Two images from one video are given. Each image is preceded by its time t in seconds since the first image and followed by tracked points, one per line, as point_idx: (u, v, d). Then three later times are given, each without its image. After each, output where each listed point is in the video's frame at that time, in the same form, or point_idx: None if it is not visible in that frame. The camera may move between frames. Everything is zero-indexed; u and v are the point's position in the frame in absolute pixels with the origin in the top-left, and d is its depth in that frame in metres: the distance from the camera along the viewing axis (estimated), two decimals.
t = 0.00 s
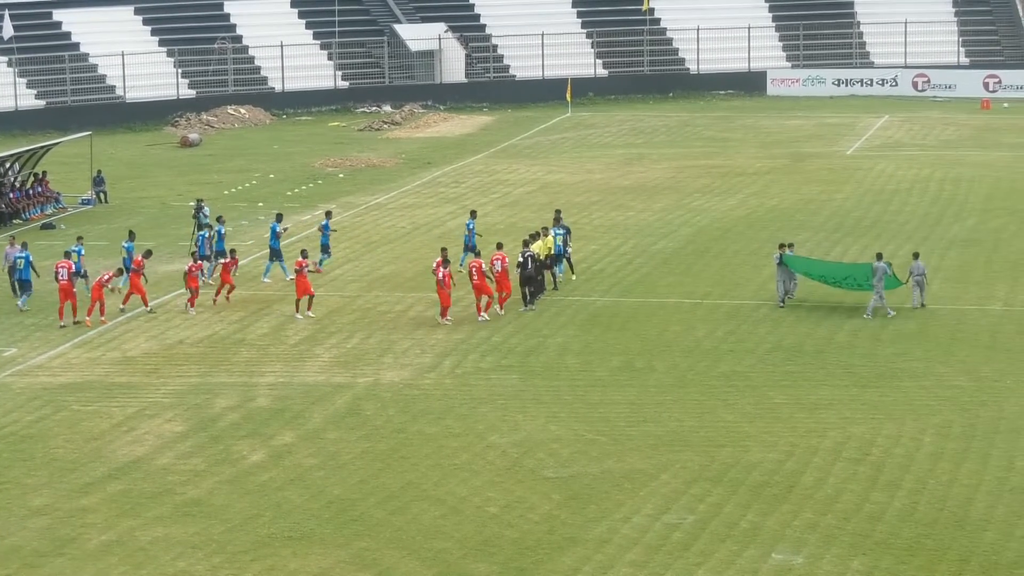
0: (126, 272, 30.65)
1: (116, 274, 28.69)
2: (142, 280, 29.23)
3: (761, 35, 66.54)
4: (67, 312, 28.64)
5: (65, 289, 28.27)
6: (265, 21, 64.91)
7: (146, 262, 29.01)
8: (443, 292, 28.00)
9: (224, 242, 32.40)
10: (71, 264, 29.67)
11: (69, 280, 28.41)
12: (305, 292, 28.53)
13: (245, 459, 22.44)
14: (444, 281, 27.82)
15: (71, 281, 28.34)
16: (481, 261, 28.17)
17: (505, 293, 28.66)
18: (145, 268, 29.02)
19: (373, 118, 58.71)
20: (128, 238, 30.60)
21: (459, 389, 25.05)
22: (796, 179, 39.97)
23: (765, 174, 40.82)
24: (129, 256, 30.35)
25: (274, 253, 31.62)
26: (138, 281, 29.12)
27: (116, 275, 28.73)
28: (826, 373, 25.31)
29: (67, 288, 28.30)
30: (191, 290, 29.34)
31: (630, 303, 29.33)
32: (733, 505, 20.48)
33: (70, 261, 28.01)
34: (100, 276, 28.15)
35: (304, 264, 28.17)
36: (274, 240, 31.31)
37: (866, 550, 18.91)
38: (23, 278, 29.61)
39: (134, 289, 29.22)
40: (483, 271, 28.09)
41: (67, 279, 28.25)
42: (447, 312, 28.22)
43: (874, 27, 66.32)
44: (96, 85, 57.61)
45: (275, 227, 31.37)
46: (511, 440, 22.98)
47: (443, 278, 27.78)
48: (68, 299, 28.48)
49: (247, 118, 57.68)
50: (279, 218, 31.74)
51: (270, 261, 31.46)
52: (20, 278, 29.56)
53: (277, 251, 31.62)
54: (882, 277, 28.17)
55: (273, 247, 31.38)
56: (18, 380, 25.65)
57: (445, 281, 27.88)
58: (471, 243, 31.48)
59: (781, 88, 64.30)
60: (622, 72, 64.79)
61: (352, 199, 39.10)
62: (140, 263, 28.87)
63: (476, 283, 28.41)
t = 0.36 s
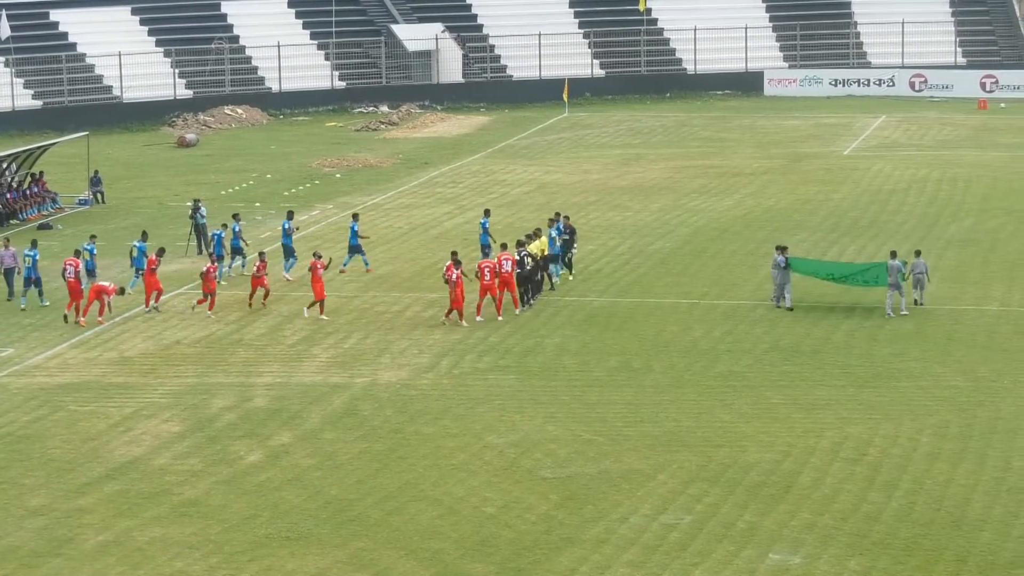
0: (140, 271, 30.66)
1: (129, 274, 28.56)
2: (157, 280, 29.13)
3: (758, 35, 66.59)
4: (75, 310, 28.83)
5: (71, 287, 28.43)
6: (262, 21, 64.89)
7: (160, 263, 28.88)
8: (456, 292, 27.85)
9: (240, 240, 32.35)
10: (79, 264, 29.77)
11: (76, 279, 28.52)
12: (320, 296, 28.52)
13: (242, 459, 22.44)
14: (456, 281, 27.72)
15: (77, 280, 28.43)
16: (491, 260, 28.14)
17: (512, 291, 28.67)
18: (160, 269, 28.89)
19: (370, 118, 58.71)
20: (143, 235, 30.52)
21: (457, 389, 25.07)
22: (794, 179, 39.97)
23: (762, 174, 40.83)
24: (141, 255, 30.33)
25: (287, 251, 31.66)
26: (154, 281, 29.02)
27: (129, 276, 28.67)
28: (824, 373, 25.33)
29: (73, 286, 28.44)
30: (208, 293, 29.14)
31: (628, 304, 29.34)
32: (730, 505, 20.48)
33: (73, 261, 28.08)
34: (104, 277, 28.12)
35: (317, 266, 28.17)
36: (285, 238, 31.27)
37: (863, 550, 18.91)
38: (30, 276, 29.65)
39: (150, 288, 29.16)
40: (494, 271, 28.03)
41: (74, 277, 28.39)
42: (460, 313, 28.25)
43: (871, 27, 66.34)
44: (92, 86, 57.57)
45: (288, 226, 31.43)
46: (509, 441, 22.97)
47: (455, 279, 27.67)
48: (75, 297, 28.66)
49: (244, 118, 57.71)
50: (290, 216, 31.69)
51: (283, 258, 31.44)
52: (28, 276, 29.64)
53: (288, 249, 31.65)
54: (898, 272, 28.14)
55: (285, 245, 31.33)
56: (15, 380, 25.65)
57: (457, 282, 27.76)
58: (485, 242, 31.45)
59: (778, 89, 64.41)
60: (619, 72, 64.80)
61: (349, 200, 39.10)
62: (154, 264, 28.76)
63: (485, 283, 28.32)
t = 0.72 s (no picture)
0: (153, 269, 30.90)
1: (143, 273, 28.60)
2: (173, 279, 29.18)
3: (755, 35, 66.61)
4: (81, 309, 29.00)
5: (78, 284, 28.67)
6: (259, 21, 64.89)
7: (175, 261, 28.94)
8: (463, 292, 27.84)
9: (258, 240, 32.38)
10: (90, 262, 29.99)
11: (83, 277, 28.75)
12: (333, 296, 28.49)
13: (239, 460, 22.44)
14: (465, 281, 27.71)
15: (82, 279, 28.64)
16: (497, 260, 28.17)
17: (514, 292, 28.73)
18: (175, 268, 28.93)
19: (367, 118, 58.71)
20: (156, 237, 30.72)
21: (454, 390, 25.07)
22: (791, 180, 39.97)
23: (759, 175, 40.82)
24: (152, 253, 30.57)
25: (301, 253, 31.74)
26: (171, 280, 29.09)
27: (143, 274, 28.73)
28: (820, 374, 25.34)
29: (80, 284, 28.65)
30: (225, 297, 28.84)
31: (625, 304, 29.35)
32: (727, 505, 20.48)
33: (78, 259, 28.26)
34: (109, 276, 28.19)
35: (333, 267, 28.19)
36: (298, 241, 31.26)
37: (860, 550, 18.91)
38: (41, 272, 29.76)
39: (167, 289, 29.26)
40: (503, 271, 28.10)
41: (80, 275, 28.67)
42: (461, 313, 28.27)
43: (868, 28, 66.35)
44: (89, 86, 57.52)
45: (300, 227, 31.51)
46: (506, 441, 22.97)
47: (464, 279, 27.68)
48: (82, 296, 28.87)
49: (241, 118, 57.72)
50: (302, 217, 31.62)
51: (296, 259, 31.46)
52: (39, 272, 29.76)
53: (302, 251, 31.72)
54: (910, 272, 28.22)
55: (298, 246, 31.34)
56: (12, 381, 25.64)
57: (465, 282, 27.75)
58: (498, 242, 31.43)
59: (775, 89, 64.37)
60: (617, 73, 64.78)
61: (346, 200, 39.10)
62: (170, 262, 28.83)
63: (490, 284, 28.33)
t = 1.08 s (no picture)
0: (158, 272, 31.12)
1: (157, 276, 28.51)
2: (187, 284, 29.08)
3: (751, 36, 66.66)
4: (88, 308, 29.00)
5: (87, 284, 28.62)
6: (255, 22, 64.88)
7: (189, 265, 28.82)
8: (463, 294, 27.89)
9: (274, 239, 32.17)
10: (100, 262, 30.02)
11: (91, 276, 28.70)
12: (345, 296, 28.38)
13: (234, 460, 22.43)
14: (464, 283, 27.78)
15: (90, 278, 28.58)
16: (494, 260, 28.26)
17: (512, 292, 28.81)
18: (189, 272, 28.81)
19: (363, 119, 58.72)
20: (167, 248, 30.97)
21: (449, 390, 25.07)
22: (787, 180, 39.97)
23: (755, 175, 40.82)
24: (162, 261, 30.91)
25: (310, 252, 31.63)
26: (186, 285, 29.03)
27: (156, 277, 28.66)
28: (816, 374, 25.33)
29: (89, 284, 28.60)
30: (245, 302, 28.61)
31: (621, 305, 29.36)
32: (723, 506, 20.48)
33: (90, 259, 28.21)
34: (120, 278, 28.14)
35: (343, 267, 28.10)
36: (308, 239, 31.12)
37: (856, 551, 18.91)
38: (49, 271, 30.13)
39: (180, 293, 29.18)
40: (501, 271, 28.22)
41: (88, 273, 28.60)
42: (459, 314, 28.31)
43: (864, 28, 66.38)
44: (84, 87, 57.50)
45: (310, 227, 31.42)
46: (501, 442, 22.96)
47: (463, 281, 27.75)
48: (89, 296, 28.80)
49: (237, 119, 57.72)
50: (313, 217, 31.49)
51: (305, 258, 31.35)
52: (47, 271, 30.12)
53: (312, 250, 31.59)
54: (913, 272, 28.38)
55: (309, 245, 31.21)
56: (7, 382, 25.62)
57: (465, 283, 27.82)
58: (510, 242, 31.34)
59: (771, 89, 64.36)
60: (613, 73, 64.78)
61: (342, 201, 39.10)
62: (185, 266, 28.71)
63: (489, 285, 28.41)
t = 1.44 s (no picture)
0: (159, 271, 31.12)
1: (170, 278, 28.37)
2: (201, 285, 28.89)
3: (745, 37, 66.70)
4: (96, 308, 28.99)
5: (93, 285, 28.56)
6: (249, 23, 64.83)
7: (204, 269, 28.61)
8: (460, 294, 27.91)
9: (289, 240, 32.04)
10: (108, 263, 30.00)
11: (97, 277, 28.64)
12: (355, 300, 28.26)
13: (228, 462, 22.41)
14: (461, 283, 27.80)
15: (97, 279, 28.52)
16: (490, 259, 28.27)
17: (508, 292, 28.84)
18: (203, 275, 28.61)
19: (357, 121, 58.71)
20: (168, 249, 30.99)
21: (444, 392, 25.06)
22: (781, 181, 39.97)
23: (749, 176, 40.82)
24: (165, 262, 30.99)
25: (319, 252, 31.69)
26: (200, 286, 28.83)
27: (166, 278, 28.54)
28: (810, 375, 25.33)
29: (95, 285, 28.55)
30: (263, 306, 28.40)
31: (616, 306, 29.35)
32: (717, 507, 20.48)
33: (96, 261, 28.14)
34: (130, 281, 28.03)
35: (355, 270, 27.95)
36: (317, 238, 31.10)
37: (850, 552, 18.91)
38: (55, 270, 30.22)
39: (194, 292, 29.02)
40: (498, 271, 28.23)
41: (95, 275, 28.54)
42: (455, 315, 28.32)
43: (858, 30, 66.39)
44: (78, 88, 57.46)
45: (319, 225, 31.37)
46: (495, 443, 22.95)
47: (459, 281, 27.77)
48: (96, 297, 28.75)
49: (231, 120, 57.69)
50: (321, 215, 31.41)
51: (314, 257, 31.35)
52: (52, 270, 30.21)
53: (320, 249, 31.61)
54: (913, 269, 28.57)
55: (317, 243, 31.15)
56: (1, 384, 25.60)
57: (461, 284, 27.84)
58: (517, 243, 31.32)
59: (765, 90, 64.38)
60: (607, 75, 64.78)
61: (336, 202, 39.09)
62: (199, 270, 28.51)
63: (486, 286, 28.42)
